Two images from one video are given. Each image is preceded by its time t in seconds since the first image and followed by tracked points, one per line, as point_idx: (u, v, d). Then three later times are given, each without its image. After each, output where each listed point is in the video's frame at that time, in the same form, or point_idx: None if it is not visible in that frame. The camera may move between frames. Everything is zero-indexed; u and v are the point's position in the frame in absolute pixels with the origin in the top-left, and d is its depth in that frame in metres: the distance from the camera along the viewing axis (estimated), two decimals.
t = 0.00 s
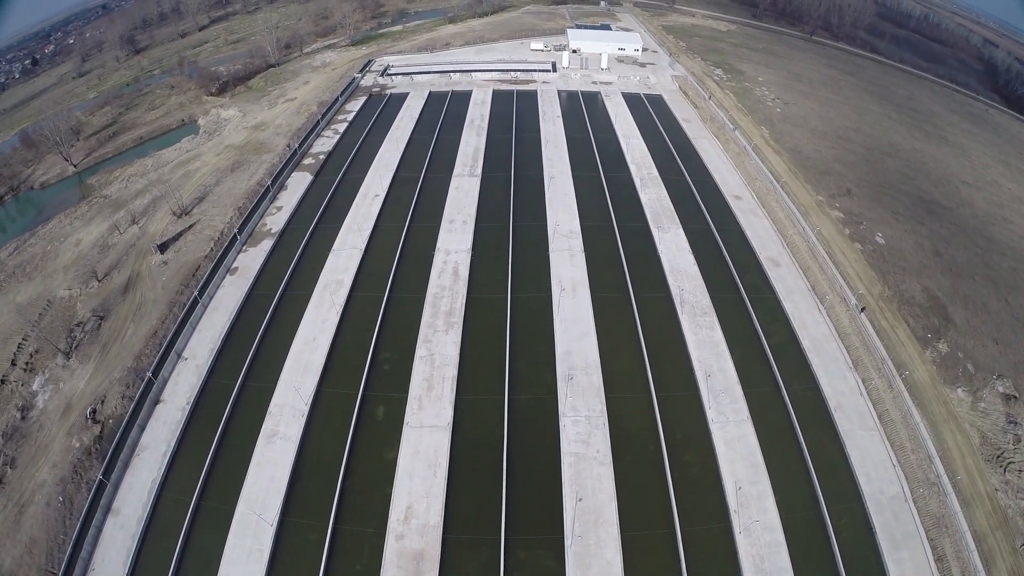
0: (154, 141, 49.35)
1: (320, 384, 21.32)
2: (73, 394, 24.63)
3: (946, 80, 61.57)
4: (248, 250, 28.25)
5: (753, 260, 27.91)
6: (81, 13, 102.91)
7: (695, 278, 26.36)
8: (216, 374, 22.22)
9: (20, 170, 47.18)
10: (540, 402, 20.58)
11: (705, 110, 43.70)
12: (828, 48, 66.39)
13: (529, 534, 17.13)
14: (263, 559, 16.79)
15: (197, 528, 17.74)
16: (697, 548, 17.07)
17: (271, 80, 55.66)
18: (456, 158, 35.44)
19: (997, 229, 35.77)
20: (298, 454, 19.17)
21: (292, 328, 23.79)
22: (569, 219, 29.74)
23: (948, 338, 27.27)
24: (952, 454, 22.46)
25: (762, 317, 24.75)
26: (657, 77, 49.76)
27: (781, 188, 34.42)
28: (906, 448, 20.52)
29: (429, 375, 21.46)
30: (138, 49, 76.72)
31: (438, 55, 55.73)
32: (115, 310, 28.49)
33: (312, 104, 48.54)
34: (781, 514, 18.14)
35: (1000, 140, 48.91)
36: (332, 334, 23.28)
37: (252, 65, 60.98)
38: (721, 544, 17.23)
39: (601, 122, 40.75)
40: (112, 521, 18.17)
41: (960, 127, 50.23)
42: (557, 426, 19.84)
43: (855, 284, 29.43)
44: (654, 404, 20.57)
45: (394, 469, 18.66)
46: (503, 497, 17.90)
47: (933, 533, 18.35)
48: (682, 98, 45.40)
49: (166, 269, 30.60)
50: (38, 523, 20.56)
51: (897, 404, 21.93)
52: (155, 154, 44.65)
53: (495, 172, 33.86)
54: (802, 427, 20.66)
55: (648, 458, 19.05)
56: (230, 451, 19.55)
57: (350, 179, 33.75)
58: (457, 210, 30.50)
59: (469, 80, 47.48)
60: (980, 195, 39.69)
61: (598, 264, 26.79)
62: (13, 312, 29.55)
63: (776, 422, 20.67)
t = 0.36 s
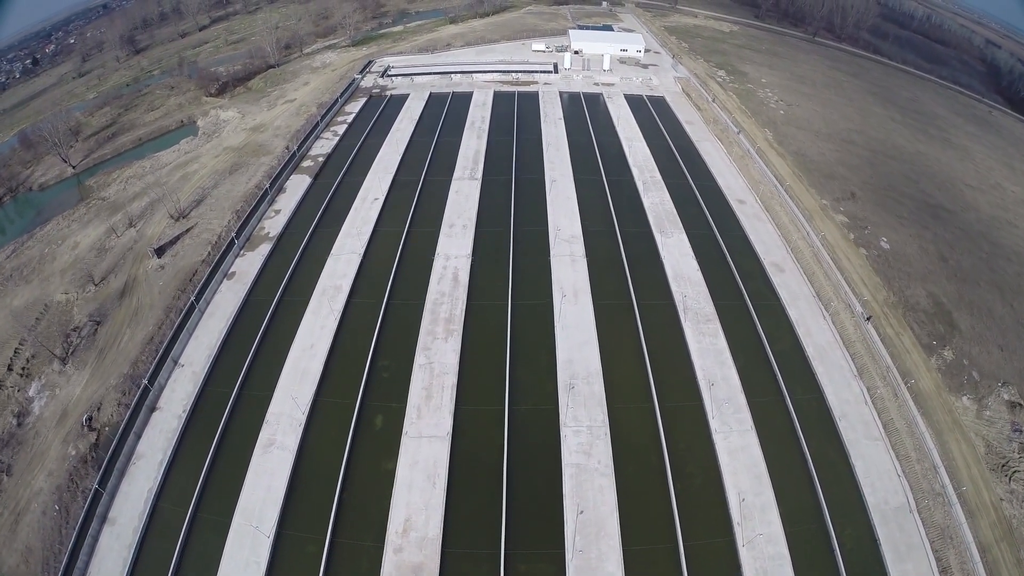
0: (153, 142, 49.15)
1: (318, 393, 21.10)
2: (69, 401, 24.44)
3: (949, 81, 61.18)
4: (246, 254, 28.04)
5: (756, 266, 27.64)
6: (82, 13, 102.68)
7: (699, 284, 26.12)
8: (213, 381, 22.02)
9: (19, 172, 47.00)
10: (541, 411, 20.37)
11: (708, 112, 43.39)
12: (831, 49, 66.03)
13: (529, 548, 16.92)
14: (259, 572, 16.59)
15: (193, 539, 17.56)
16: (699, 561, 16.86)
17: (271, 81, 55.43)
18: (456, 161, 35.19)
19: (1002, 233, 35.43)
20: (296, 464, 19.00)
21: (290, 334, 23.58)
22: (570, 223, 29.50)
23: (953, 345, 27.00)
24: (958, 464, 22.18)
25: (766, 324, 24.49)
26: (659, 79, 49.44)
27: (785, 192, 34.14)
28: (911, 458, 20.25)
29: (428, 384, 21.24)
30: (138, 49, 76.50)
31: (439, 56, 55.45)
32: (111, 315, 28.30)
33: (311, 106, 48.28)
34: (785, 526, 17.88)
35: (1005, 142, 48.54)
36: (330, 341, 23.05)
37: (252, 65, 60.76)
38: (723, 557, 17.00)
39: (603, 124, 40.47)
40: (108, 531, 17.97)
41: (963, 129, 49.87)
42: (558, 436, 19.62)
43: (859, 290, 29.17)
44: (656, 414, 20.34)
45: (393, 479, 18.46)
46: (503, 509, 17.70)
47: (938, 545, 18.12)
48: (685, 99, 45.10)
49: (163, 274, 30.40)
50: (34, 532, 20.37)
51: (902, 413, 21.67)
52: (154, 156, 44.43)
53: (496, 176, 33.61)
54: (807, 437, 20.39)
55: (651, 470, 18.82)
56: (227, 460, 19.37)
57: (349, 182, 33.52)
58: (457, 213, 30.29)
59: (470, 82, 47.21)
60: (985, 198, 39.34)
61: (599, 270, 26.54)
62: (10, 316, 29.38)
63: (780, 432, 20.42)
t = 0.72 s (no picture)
0: (151, 144, 48.93)
1: (316, 402, 20.90)
2: (65, 408, 24.25)
3: (951, 82, 60.86)
4: (243, 259, 27.82)
5: (760, 271, 27.38)
6: (82, 13, 102.48)
7: (702, 290, 25.88)
8: (209, 388, 21.81)
9: (17, 173, 46.78)
10: (541, 421, 20.16)
11: (710, 114, 43.09)
12: (833, 50, 65.69)
13: (529, 560, 16.73)
14: None
15: (189, 549, 17.36)
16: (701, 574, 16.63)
17: (270, 82, 55.18)
18: (456, 164, 34.92)
19: (1007, 237, 35.14)
20: (293, 474, 18.80)
21: (287, 341, 23.36)
22: (571, 228, 29.26)
23: (958, 352, 26.75)
24: (962, 473, 21.94)
25: (769, 331, 24.24)
26: (661, 80, 49.15)
27: (788, 195, 33.87)
28: (916, 468, 20.02)
29: (427, 392, 21.02)
30: (138, 49, 76.27)
31: (439, 57, 55.17)
32: (108, 320, 28.11)
33: (310, 107, 48.04)
34: (789, 539, 17.65)
35: (1008, 144, 48.21)
36: (327, 348, 22.83)
37: (251, 66, 60.50)
38: (726, 570, 16.79)
39: (605, 126, 40.21)
40: (104, 541, 17.78)
41: (967, 131, 49.54)
42: (559, 447, 19.40)
43: (863, 296, 28.93)
44: (659, 424, 20.10)
45: (392, 491, 18.24)
46: (503, 521, 17.48)
47: (942, 557, 17.89)
48: (687, 101, 44.80)
49: (160, 278, 30.21)
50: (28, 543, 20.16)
51: (907, 422, 21.43)
52: (152, 158, 44.20)
53: (496, 179, 33.36)
54: (811, 447, 20.15)
55: (652, 481, 18.59)
56: (223, 470, 19.17)
57: (347, 186, 33.29)
58: (457, 218, 30.06)
59: (470, 83, 46.95)
60: (989, 201, 39.03)
61: (601, 276, 26.28)
62: (6, 321, 29.17)
63: (783, 442, 20.17)
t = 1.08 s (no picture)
0: (148, 146, 48.66)
1: (313, 412, 20.68)
2: (60, 416, 24.03)
3: (952, 82, 60.61)
4: (239, 264, 27.58)
5: (761, 276, 27.15)
6: (81, 13, 102.21)
7: (704, 296, 25.66)
8: (205, 397, 21.57)
9: (14, 175, 46.53)
10: (541, 431, 19.95)
11: (711, 115, 42.84)
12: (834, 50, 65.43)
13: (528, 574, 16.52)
14: None
15: (184, 562, 17.14)
16: None
17: (267, 84, 54.94)
18: (454, 167, 34.66)
19: (1010, 240, 34.89)
20: (289, 486, 18.58)
21: (284, 349, 23.13)
22: (571, 232, 29.03)
23: (962, 357, 26.52)
24: (967, 482, 21.68)
25: (772, 338, 24.01)
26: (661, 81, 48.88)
27: (790, 198, 33.63)
28: (920, 478, 19.79)
29: (425, 402, 20.79)
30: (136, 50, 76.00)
31: (438, 58, 54.89)
32: (103, 326, 27.89)
33: (307, 109, 47.77)
34: (792, 550, 17.43)
35: (1010, 145, 47.93)
36: (324, 357, 22.60)
37: (248, 67, 60.23)
38: None
39: (605, 128, 39.98)
40: (98, 553, 17.55)
41: (968, 132, 49.24)
42: (559, 458, 19.19)
43: (866, 301, 28.72)
44: (660, 434, 19.89)
45: (389, 503, 18.02)
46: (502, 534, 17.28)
47: (946, 569, 17.67)
48: (688, 102, 44.54)
49: (155, 284, 30.00)
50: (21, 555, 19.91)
51: (911, 430, 21.18)
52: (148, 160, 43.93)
53: (495, 183, 33.14)
54: (813, 456, 19.92)
55: (653, 493, 18.37)
56: (219, 481, 18.94)
57: (344, 189, 33.06)
58: (456, 222, 29.82)
59: (468, 84, 46.70)
60: (992, 203, 38.76)
61: (600, 282, 26.06)
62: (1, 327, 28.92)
63: (786, 452, 19.95)
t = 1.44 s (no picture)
0: (145, 148, 48.40)
1: (311, 421, 20.46)
2: (55, 423, 23.82)
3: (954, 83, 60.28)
4: (236, 269, 27.36)
5: (764, 282, 26.90)
6: (80, 13, 101.97)
7: (706, 302, 25.44)
8: (201, 405, 21.36)
9: (12, 177, 46.32)
10: (541, 441, 19.73)
11: (713, 117, 42.58)
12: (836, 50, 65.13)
13: None
14: None
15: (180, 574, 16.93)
16: None
17: (265, 85, 54.71)
18: (453, 170, 34.40)
19: (1014, 243, 34.60)
20: (287, 497, 18.35)
21: (281, 357, 22.91)
22: (572, 237, 28.79)
23: (966, 364, 26.27)
24: (972, 491, 21.44)
25: (774, 345, 23.77)
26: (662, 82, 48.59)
27: (793, 201, 33.37)
28: (925, 488, 19.53)
29: (423, 411, 20.56)
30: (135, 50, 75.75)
31: (438, 59, 54.59)
32: (99, 332, 27.69)
33: (306, 111, 47.50)
34: (796, 562, 17.20)
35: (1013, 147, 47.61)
36: (321, 365, 22.37)
37: (247, 68, 59.97)
38: None
39: (606, 130, 39.72)
40: (94, 564, 17.35)
41: (971, 134, 48.91)
42: (559, 468, 18.97)
43: (870, 306, 28.48)
44: (662, 444, 19.68)
45: (387, 515, 17.80)
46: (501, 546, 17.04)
47: None
48: (689, 104, 44.27)
49: (151, 289, 29.78)
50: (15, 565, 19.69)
51: (916, 439, 20.90)
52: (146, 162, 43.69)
53: (494, 186, 32.90)
54: (818, 466, 19.68)
55: (654, 504, 18.14)
56: (215, 492, 18.72)
57: (343, 192, 32.83)
58: (456, 226, 29.59)
59: (468, 85, 46.43)
60: (996, 206, 38.48)
61: (601, 288, 25.83)
62: None
63: (790, 462, 19.71)
